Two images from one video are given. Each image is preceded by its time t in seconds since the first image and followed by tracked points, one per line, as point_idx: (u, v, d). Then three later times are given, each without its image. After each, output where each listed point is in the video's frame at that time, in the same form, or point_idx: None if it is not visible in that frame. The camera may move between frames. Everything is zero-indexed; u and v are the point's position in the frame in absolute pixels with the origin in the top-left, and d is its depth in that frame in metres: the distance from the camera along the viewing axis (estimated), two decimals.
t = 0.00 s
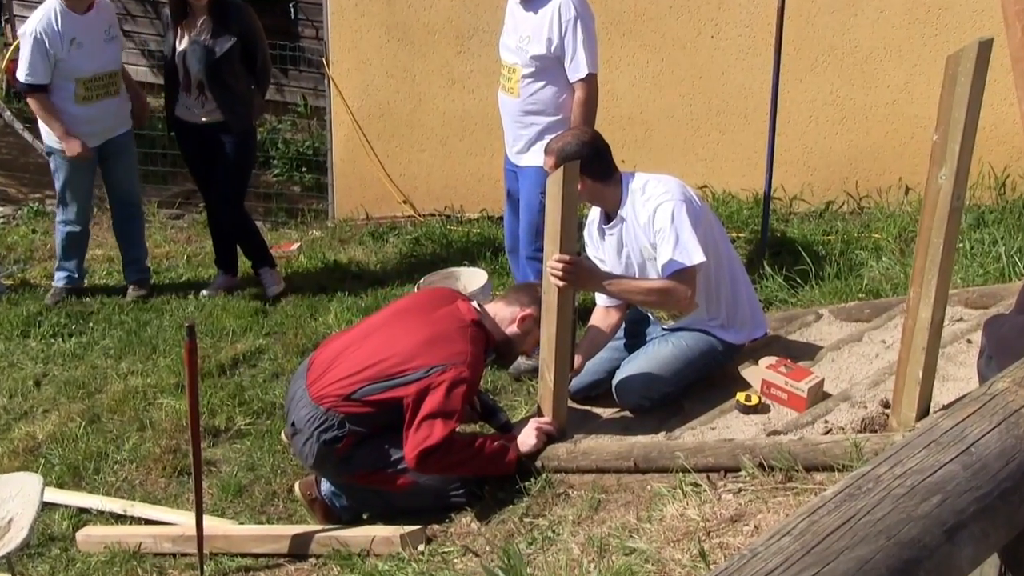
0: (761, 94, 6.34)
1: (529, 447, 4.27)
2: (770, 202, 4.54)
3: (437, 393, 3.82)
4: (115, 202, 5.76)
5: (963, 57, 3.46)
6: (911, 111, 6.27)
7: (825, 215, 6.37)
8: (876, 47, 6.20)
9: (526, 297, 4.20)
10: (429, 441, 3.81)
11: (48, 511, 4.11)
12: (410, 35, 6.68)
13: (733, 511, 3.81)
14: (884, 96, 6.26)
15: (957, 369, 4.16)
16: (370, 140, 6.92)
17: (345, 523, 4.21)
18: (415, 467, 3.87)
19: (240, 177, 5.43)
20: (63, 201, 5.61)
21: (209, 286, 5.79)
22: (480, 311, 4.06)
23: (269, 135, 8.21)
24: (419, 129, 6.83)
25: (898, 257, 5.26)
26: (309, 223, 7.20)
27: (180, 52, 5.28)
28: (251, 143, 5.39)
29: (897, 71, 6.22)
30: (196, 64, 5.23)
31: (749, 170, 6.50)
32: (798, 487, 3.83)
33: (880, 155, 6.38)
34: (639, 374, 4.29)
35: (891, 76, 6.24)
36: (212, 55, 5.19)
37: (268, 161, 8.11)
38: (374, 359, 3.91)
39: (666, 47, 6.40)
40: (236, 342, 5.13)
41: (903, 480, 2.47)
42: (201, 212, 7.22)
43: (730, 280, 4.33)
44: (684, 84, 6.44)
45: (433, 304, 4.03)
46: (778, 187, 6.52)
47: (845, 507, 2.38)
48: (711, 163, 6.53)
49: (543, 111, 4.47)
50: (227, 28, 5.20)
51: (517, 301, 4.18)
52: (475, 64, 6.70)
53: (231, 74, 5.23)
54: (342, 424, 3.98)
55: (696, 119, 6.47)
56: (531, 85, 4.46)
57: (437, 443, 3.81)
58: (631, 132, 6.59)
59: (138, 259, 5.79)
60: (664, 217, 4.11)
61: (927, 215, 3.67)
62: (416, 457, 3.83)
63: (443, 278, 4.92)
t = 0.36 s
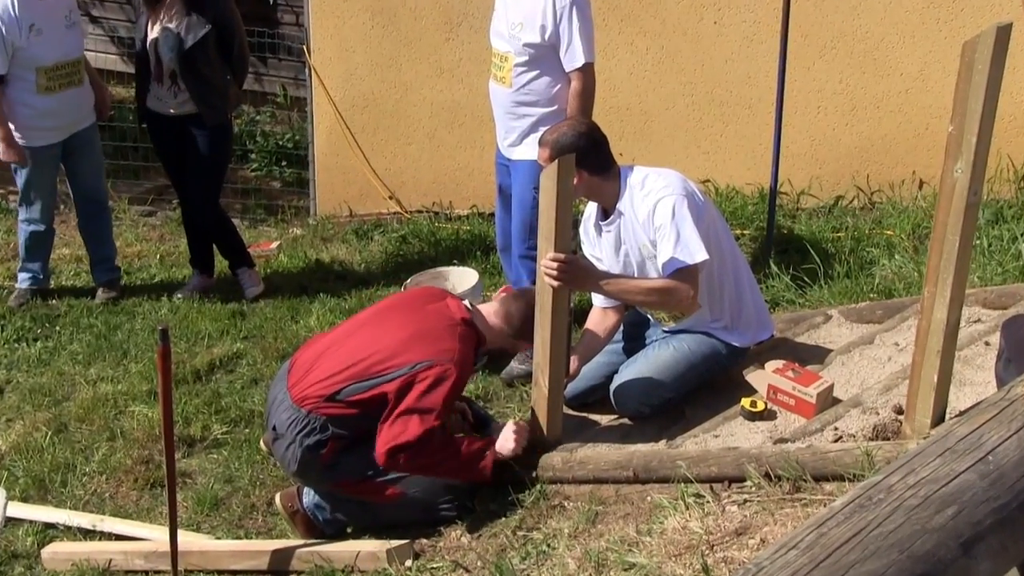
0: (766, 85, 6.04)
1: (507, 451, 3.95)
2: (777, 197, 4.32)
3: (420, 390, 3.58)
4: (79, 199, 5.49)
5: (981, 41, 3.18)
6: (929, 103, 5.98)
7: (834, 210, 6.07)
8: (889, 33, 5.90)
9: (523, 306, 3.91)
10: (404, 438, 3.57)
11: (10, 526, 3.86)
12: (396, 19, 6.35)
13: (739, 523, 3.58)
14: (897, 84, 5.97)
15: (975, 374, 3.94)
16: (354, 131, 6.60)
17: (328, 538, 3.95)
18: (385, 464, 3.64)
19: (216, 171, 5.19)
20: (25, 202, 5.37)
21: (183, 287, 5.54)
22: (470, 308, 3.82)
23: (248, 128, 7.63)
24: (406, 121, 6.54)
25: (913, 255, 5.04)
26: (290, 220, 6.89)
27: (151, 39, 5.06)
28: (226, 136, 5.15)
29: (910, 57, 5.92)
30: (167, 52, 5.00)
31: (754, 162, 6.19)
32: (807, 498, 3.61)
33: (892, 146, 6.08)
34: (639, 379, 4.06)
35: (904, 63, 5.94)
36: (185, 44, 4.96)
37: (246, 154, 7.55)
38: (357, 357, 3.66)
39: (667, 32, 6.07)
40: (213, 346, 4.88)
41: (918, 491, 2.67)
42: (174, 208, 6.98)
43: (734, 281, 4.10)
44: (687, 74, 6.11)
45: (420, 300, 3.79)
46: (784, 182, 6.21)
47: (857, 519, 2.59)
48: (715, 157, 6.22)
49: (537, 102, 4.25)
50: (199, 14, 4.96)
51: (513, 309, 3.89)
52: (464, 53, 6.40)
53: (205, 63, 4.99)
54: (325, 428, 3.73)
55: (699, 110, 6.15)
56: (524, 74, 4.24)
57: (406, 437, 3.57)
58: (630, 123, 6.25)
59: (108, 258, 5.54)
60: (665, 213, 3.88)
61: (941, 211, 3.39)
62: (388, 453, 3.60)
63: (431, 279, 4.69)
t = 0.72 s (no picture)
0: (773, 73, 5.83)
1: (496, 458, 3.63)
2: (783, 192, 4.17)
3: (384, 384, 3.36)
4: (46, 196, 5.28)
5: (1001, 25, 2.93)
6: (941, 92, 5.75)
7: (844, 205, 5.86)
8: (903, 18, 5.68)
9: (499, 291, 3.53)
10: (392, 442, 3.37)
11: None
12: (382, 7, 6.14)
13: (744, 536, 3.37)
14: (911, 72, 5.74)
15: (992, 378, 3.74)
16: (334, 121, 6.38)
17: (311, 552, 3.73)
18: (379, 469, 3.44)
19: (191, 165, 5.00)
20: None
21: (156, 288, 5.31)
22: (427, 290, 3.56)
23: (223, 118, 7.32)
24: (392, 112, 6.32)
25: (926, 254, 4.84)
26: (269, 215, 6.68)
27: (122, 26, 4.87)
28: (202, 127, 4.96)
29: (924, 43, 5.70)
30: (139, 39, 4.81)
31: (759, 155, 5.98)
32: (815, 510, 3.39)
33: (906, 136, 5.85)
34: (638, 384, 3.85)
35: (917, 50, 5.72)
36: (157, 31, 4.77)
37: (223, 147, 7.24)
38: (317, 360, 3.45)
39: (668, 17, 5.85)
40: (188, 350, 4.66)
41: (931, 502, 2.63)
42: (146, 204, 6.73)
43: (738, 282, 3.89)
44: (688, 61, 5.89)
45: (375, 289, 3.56)
46: (790, 175, 5.98)
47: (866, 531, 2.55)
48: (718, 149, 6.01)
49: (529, 91, 4.08)
50: None
51: (486, 294, 3.52)
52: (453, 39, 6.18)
53: (179, 50, 4.80)
54: (297, 441, 3.52)
55: (700, 99, 5.94)
56: (516, 61, 4.08)
57: (400, 443, 3.37)
58: (628, 113, 6.03)
59: (79, 259, 5.32)
60: (665, 209, 3.66)
61: (959, 208, 3.15)
62: (385, 462, 3.40)
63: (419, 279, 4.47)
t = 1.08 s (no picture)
0: (780, 60, 5.62)
1: (502, 477, 3.56)
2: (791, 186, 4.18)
3: (379, 406, 3.14)
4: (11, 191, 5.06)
5: (1021, 8, 2.69)
6: (951, 81, 5.55)
7: (856, 199, 5.63)
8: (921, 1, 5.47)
9: (494, 292, 3.36)
10: (384, 468, 3.13)
11: None
12: None
13: (751, 549, 3.15)
14: (925, 59, 5.53)
15: (1012, 383, 3.54)
16: (316, 111, 6.17)
17: (293, 567, 3.52)
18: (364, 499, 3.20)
19: (166, 159, 4.81)
20: None
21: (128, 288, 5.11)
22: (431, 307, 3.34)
23: (199, 109, 7.06)
24: (377, 102, 6.11)
25: (945, 251, 4.64)
26: (248, 211, 6.44)
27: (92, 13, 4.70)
28: (177, 119, 4.78)
29: (938, 27, 5.49)
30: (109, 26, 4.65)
31: (766, 147, 5.78)
32: (823, 521, 3.16)
33: (920, 126, 5.64)
34: (638, 389, 3.65)
35: (933, 35, 5.51)
36: (129, 16, 4.59)
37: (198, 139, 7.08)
38: (309, 375, 3.23)
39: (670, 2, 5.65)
40: (162, 354, 4.45)
41: (947, 512, 2.56)
42: (117, 200, 6.59)
43: (744, 282, 3.68)
44: (690, 48, 5.69)
45: (375, 303, 3.34)
46: (798, 168, 5.78)
47: (878, 544, 2.49)
48: (722, 141, 5.80)
49: (523, 79, 3.91)
50: None
51: (482, 297, 3.35)
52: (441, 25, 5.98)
53: (151, 36, 4.64)
54: (281, 458, 3.30)
55: (703, 88, 5.73)
56: (510, 48, 3.90)
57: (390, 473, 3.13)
58: (627, 104, 5.84)
59: (48, 258, 5.10)
60: (666, 205, 3.46)
61: (977, 206, 2.91)
62: (367, 488, 3.14)
63: (407, 278, 4.29)
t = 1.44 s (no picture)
0: (789, 46, 5.41)
1: (501, 486, 3.37)
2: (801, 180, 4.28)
3: (380, 413, 2.95)
4: None
5: None
6: (962, 69, 5.35)
7: (869, 193, 5.44)
8: None
9: (503, 300, 3.31)
10: (378, 476, 2.94)
11: None
12: None
13: (759, 564, 2.95)
14: (945, 44, 5.32)
15: None
16: (298, 101, 5.98)
17: None
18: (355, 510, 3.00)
19: (140, 152, 4.62)
20: None
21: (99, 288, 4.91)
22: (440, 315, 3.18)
23: (175, 99, 6.95)
24: (362, 93, 5.91)
25: (964, 249, 4.46)
26: (225, 207, 6.23)
27: None
28: (150, 110, 4.59)
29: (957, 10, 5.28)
30: (78, 12, 4.47)
31: (774, 139, 5.59)
32: (836, 535, 2.95)
33: (936, 117, 5.43)
34: (639, 395, 3.46)
35: (951, 19, 5.30)
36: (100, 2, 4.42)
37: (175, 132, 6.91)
38: (308, 376, 3.05)
39: None
40: (136, 359, 4.25)
41: (965, 524, 2.38)
42: (88, 196, 6.33)
43: (751, 282, 3.49)
44: (694, 33, 5.50)
45: (382, 306, 3.17)
46: (808, 162, 5.59)
47: (893, 557, 2.31)
48: (727, 132, 5.61)
49: (518, 67, 3.79)
50: None
51: (491, 305, 3.30)
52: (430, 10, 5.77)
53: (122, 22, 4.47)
54: (269, 460, 3.11)
55: (708, 77, 5.54)
56: (505, 34, 3.78)
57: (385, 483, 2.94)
58: (627, 94, 5.65)
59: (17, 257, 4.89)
60: (669, 201, 3.26)
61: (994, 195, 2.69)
62: (360, 496, 2.95)
63: (395, 278, 4.17)
